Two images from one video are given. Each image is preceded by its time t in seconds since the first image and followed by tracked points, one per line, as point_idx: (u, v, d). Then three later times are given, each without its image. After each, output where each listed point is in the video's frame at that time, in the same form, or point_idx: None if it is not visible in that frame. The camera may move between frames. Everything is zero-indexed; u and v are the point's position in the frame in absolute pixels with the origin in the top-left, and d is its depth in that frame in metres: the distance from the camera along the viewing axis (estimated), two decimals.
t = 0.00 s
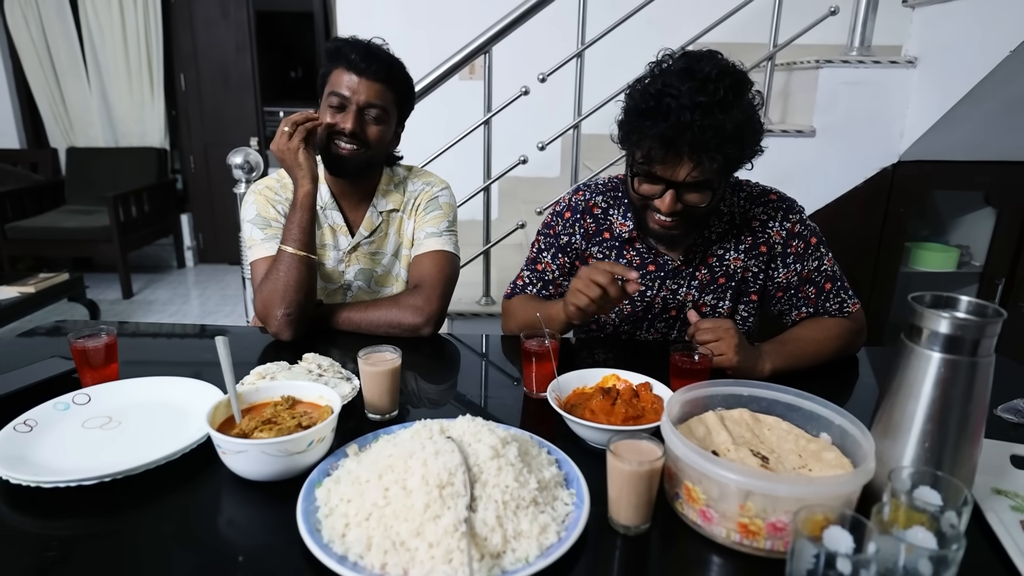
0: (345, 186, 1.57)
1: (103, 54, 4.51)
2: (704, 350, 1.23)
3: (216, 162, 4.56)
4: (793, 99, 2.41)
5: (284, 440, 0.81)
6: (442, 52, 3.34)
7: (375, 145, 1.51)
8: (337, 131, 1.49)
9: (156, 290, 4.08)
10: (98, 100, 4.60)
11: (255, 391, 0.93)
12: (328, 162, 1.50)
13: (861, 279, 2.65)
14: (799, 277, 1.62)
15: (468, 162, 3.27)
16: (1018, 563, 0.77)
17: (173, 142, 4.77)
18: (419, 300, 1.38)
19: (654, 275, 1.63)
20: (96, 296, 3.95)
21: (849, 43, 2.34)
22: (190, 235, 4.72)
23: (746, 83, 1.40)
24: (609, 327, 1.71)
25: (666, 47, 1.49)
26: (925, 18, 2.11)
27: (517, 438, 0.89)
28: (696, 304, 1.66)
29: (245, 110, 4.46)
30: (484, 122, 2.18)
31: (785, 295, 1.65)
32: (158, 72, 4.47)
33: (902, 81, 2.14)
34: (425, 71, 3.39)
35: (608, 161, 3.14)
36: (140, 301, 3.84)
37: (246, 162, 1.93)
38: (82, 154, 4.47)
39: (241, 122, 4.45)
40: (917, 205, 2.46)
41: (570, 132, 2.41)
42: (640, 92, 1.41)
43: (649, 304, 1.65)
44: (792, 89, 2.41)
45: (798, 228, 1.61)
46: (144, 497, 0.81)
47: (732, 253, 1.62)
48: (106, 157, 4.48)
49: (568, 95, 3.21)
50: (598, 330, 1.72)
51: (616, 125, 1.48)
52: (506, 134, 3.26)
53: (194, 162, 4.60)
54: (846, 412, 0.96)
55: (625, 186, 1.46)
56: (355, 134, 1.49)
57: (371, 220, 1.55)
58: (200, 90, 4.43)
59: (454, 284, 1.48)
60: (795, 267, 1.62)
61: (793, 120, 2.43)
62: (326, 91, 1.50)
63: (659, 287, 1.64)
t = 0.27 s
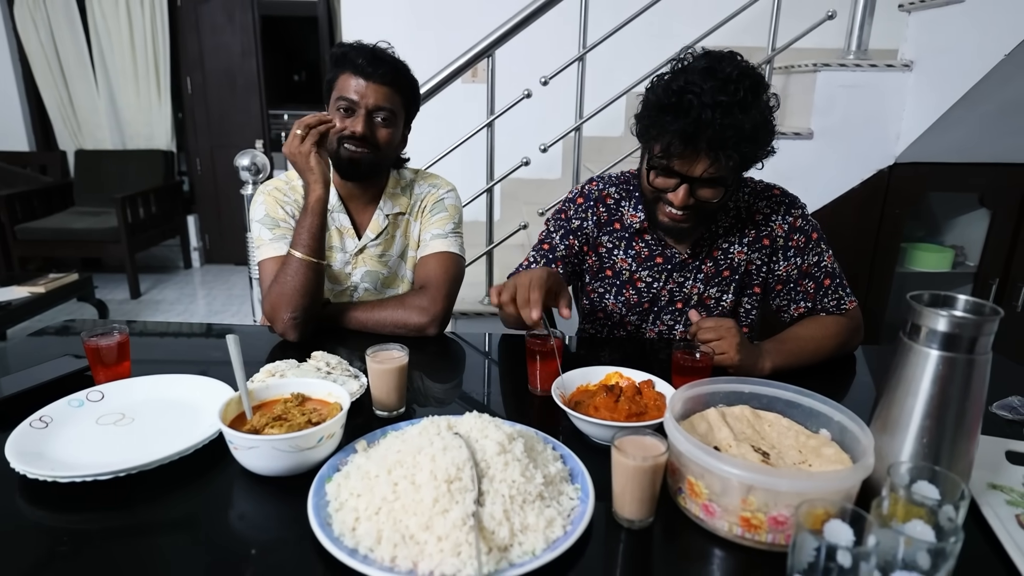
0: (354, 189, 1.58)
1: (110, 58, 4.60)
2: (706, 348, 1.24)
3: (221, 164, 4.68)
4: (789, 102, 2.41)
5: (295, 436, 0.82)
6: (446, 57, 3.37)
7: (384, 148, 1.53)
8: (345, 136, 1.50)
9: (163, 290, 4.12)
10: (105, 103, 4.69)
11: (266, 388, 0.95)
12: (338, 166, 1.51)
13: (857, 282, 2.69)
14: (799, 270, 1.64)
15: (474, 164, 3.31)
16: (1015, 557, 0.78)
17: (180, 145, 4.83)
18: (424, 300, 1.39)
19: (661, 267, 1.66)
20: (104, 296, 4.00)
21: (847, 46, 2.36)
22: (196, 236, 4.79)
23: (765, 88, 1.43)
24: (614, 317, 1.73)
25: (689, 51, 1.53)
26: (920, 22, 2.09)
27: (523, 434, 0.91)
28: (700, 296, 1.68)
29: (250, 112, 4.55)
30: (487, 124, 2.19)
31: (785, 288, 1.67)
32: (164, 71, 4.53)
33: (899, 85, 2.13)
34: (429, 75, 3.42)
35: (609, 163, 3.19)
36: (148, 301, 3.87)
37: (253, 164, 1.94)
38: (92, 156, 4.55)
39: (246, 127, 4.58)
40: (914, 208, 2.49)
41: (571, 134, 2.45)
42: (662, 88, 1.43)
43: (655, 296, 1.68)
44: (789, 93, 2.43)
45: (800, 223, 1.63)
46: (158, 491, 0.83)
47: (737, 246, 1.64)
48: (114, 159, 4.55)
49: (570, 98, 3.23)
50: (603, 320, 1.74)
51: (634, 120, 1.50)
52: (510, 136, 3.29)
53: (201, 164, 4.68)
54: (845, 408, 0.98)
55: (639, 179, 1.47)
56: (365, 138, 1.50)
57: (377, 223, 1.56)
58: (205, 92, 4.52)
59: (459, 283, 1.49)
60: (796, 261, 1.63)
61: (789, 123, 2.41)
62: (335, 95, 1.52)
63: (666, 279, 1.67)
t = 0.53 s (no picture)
0: (358, 187, 1.57)
1: (112, 53, 4.57)
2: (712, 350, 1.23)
3: (223, 163, 4.70)
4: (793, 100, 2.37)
5: (299, 440, 0.81)
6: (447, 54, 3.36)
7: (389, 140, 1.53)
8: (350, 129, 1.49)
9: (166, 288, 4.11)
10: (107, 100, 4.68)
11: (270, 390, 0.94)
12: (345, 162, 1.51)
13: (861, 279, 2.67)
14: (806, 265, 1.63)
15: (477, 162, 3.31)
16: None
17: (183, 143, 4.84)
18: (428, 301, 1.39)
19: (673, 262, 1.64)
20: (107, 293, 4.01)
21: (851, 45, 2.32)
22: (199, 234, 4.82)
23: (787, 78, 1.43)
24: (624, 311, 1.71)
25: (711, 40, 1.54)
26: (927, 20, 2.10)
27: (529, 438, 0.90)
28: (712, 290, 1.67)
29: (253, 109, 4.55)
30: (490, 123, 2.17)
31: (791, 283, 1.66)
32: (165, 67, 4.50)
33: (905, 84, 2.14)
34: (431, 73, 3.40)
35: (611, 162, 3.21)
36: (150, 299, 3.86)
37: (255, 162, 1.93)
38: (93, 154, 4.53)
39: (248, 125, 4.57)
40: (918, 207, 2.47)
41: (574, 132, 2.42)
42: (687, 72, 1.42)
43: (667, 290, 1.67)
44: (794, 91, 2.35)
45: (809, 217, 1.62)
46: (162, 495, 0.82)
47: (748, 240, 1.63)
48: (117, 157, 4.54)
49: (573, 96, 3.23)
50: (612, 315, 1.72)
51: (656, 104, 1.48)
52: (513, 134, 3.31)
53: (202, 162, 4.70)
54: (855, 412, 0.97)
55: (659, 164, 1.45)
56: (369, 129, 1.49)
57: (381, 221, 1.55)
58: (207, 90, 4.52)
59: (464, 284, 1.50)
60: (804, 255, 1.63)
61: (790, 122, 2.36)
62: (335, 90, 1.52)
63: (677, 273, 1.66)
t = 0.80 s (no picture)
0: (363, 194, 1.57)
1: (125, 62, 4.74)
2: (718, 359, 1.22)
3: (232, 169, 4.85)
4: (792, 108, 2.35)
5: (309, 456, 0.80)
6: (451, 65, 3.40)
7: (394, 149, 1.52)
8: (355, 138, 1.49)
9: (176, 289, 4.21)
10: (120, 108, 4.87)
11: (280, 403, 0.93)
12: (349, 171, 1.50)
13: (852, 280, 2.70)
14: (808, 270, 1.63)
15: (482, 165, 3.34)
16: None
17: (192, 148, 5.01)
18: (436, 307, 1.40)
19: (681, 267, 1.64)
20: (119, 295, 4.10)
21: (847, 55, 2.31)
22: (208, 236, 4.94)
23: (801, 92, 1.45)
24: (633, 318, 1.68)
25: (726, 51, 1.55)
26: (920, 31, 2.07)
27: (541, 452, 0.89)
28: (718, 295, 1.65)
29: (260, 115, 4.68)
30: (493, 131, 2.18)
31: (795, 288, 1.66)
32: (176, 78, 4.70)
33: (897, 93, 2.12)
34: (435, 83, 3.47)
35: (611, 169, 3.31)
36: (160, 300, 3.96)
37: (264, 170, 1.92)
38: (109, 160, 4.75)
39: (256, 130, 4.71)
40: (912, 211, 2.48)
41: (577, 141, 2.40)
42: (704, 80, 1.42)
43: (674, 295, 1.66)
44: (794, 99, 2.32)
45: (812, 224, 1.63)
46: (172, 512, 0.81)
47: (753, 246, 1.63)
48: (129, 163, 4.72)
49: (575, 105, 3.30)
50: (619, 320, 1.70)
51: (672, 110, 1.49)
52: (514, 144, 3.35)
53: (213, 167, 4.83)
54: (866, 424, 0.96)
55: (671, 168, 1.45)
56: (374, 138, 1.49)
57: (386, 227, 1.54)
58: (215, 97, 4.66)
59: (469, 289, 1.51)
60: (807, 260, 1.63)
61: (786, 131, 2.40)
62: (342, 99, 1.51)
63: (684, 278, 1.65)
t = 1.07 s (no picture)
0: (368, 204, 1.66)
1: (125, 69, 4.89)
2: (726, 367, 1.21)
3: (232, 173, 5.04)
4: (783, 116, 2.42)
5: (319, 474, 0.78)
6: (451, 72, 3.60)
7: (398, 163, 1.58)
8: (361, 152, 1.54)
9: (176, 292, 4.46)
10: (121, 113, 5.03)
11: (287, 416, 0.91)
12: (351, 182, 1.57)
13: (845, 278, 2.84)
14: (809, 276, 1.63)
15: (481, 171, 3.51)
16: None
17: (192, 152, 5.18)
18: (441, 315, 1.44)
19: (684, 272, 1.63)
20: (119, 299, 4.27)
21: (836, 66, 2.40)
22: (207, 240, 5.16)
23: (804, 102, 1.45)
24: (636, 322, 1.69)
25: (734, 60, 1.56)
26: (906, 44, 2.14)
27: (556, 466, 0.88)
28: (720, 300, 1.65)
29: (259, 122, 4.87)
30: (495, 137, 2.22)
31: (795, 293, 1.66)
32: (177, 82, 4.82)
33: (885, 104, 2.19)
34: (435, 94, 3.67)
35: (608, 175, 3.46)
36: (161, 304, 4.20)
37: (266, 176, 1.91)
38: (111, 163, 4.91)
39: (256, 135, 4.90)
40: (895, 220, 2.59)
41: (577, 147, 2.40)
42: (711, 88, 1.42)
43: (677, 299, 1.66)
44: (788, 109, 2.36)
45: (813, 231, 1.63)
46: (177, 532, 0.79)
47: (755, 251, 1.62)
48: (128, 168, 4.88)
49: (573, 114, 3.49)
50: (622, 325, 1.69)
51: (677, 117, 1.49)
52: (516, 149, 3.55)
53: (212, 171, 5.02)
54: (880, 434, 0.96)
55: (678, 174, 1.44)
56: (378, 154, 1.54)
57: (390, 237, 1.65)
58: (216, 103, 4.84)
59: (473, 297, 1.58)
60: (807, 266, 1.63)
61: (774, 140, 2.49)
62: (349, 112, 1.56)
63: (687, 283, 1.64)
